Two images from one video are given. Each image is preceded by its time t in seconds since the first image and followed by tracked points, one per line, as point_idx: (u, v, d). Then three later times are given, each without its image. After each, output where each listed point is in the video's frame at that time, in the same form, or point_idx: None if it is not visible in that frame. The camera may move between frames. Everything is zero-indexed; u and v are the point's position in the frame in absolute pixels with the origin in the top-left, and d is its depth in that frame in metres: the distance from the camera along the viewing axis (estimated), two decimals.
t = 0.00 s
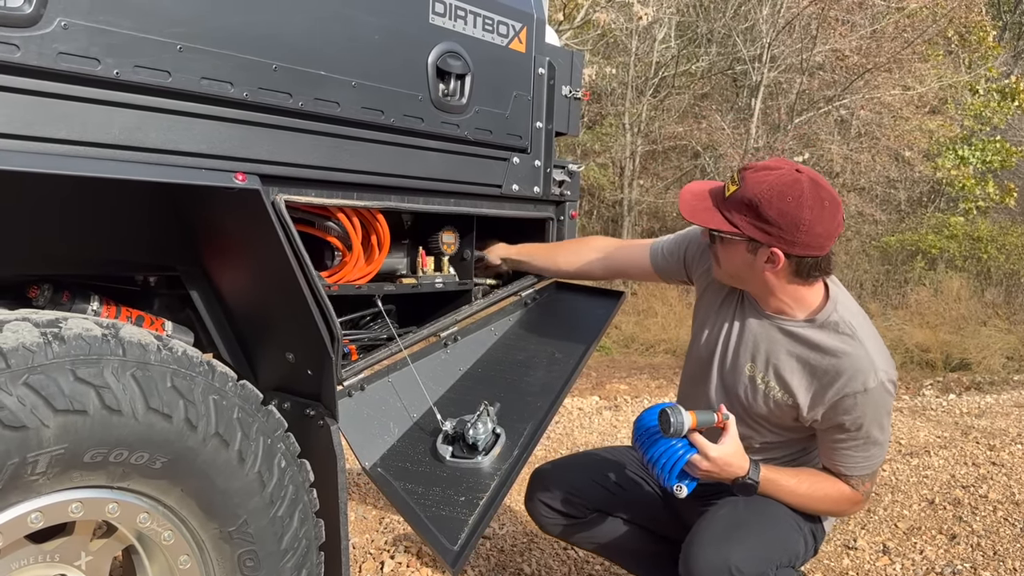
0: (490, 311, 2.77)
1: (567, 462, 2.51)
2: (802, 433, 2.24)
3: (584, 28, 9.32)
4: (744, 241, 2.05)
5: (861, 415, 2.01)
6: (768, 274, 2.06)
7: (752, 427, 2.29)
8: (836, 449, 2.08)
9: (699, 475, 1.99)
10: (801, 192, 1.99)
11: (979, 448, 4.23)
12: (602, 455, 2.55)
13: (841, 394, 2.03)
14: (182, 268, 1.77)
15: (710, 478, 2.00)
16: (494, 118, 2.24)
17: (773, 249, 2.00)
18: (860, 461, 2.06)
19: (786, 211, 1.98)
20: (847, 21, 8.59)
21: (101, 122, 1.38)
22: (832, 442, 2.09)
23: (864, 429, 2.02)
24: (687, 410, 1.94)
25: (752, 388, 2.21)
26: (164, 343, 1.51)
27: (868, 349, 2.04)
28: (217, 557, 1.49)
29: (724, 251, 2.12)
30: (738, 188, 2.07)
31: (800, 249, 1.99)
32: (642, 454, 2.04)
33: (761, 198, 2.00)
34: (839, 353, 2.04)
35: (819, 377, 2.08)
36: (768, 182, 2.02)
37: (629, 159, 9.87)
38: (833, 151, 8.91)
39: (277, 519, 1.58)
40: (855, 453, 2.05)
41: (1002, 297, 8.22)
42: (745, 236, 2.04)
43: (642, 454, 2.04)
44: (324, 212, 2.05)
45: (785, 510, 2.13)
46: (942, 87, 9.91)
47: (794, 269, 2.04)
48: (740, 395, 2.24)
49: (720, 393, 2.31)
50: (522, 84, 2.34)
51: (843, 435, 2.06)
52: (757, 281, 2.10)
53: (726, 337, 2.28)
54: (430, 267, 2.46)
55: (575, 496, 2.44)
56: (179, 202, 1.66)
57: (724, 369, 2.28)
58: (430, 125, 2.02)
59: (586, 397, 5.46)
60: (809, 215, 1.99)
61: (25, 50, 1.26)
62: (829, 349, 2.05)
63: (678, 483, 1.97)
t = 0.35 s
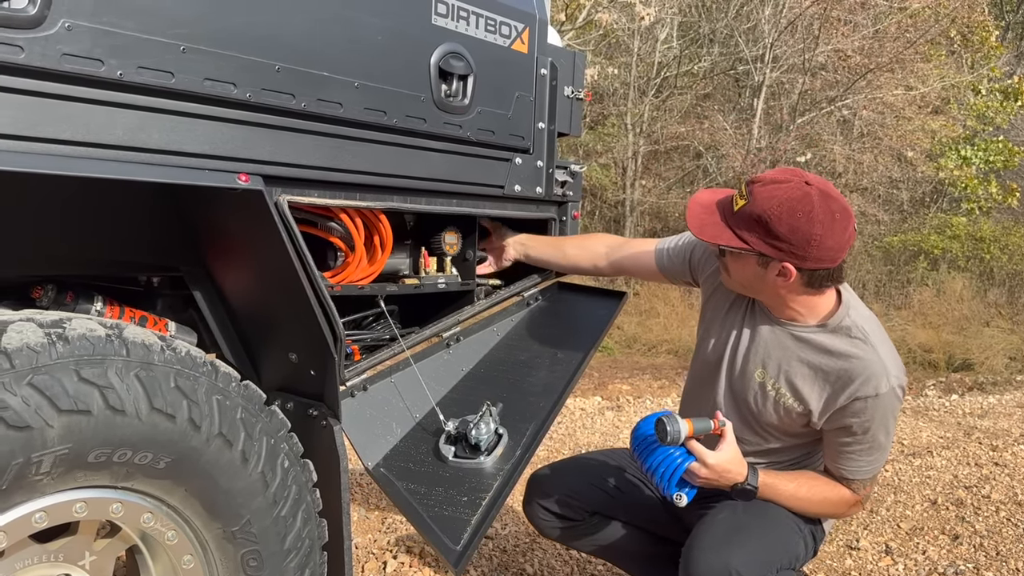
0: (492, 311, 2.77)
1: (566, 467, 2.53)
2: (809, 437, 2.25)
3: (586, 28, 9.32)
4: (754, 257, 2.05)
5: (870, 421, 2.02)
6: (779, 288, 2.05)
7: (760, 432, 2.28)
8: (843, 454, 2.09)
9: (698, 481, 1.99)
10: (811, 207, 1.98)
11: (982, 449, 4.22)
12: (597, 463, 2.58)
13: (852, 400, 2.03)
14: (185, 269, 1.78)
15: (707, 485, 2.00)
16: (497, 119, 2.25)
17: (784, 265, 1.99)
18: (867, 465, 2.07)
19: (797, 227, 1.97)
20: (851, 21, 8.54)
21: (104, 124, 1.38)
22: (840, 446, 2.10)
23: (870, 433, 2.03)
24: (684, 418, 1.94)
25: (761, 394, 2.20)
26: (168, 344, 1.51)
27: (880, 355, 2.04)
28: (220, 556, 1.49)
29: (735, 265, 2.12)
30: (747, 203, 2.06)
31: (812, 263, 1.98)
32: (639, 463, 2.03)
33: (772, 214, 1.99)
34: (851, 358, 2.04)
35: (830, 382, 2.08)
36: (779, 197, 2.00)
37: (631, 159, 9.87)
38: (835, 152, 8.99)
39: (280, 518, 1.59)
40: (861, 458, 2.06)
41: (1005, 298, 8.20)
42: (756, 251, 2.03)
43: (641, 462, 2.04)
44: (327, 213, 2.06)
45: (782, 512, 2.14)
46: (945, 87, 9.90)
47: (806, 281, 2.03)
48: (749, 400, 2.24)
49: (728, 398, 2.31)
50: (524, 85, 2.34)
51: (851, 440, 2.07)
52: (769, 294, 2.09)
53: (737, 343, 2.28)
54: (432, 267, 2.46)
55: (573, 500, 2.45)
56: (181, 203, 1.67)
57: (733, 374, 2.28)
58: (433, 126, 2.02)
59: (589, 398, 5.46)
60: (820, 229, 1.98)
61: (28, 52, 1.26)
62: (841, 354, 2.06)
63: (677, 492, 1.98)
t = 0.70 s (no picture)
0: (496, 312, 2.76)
1: (568, 467, 2.55)
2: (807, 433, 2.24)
3: (588, 28, 9.32)
4: (754, 245, 2.05)
5: (865, 417, 2.01)
6: (780, 276, 2.06)
7: (757, 427, 2.28)
8: (839, 450, 2.08)
9: (695, 486, 1.99)
10: (809, 194, 1.99)
11: (985, 449, 4.22)
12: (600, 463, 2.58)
13: (846, 396, 2.02)
14: (190, 269, 1.78)
15: (706, 489, 1.99)
16: (501, 120, 2.25)
17: (784, 253, 2.00)
18: (863, 462, 2.06)
19: (795, 214, 1.98)
20: (853, 20, 8.68)
21: (111, 125, 1.39)
22: (835, 442, 2.09)
23: (866, 431, 2.02)
24: (673, 420, 1.96)
25: (757, 386, 2.20)
26: (173, 344, 1.51)
27: (875, 351, 2.02)
28: (226, 556, 1.50)
29: (735, 255, 2.12)
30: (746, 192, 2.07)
31: (812, 250, 1.98)
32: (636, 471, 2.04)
33: (770, 201, 2.00)
34: (846, 354, 2.03)
35: (825, 378, 2.07)
36: (777, 184, 2.01)
37: (633, 159, 9.87)
38: (838, 151, 9.03)
39: (285, 519, 1.59)
40: (857, 454, 2.05)
41: (1008, 298, 8.19)
42: (756, 240, 2.04)
43: (636, 468, 2.05)
44: (332, 215, 2.06)
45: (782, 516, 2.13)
46: (947, 87, 9.89)
47: (806, 270, 2.03)
48: (748, 395, 2.24)
49: (727, 392, 2.31)
50: (528, 85, 2.34)
51: (847, 437, 2.06)
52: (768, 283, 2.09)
53: (736, 338, 2.29)
54: (436, 268, 2.46)
55: (573, 499, 2.47)
56: (188, 203, 1.68)
57: (732, 370, 2.28)
58: (437, 127, 2.02)
59: (591, 398, 5.46)
60: (818, 216, 1.98)
61: (35, 53, 1.27)
62: (836, 349, 2.04)
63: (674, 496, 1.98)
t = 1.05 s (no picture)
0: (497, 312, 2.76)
1: (570, 470, 2.55)
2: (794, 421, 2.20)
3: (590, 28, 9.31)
4: (744, 215, 2.08)
5: (844, 397, 1.98)
6: (769, 248, 2.07)
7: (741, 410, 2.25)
8: (822, 433, 2.04)
9: (684, 494, 1.99)
10: (797, 161, 2.04)
11: (987, 449, 4.21)
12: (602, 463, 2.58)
13: (824, 374, 2.00)
14: (193, 268, 1.78)
15: (695, 496, 1.99)
16: (502, 119, 2.25)
17: (773, 220, 2.03)
18: (846, 448, 2.01)
19: (783, 180, 2.02)
20: (855, 19, 8.65)
21: (113, 125, 1.39)
22: (818, 425, 2.05)
23: (847, 412, 1.99)
24: (650, 429, 1.99)
25: (741, 363, 2.20)
26: (176, 344, 1.51)
27: (854, 332, 2.01)
28: (228, 556, 1.50)
29: (725, 229, 2.14)
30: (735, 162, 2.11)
31: (800, 218, 2.02)
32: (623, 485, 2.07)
33: (758, 168, 2.04)
34: (825, 333, 2.02)
35: (806, 358, 2.06)
36: (764, 153, 2.07)
37: (635, 158, 9.87)
38: (840, 151, 9.08)
39: (287, 519, 1.59)
40: (841, 438, 2.01)
41: (1010, 298, 8.16)
42: (746, 208, 2.06)
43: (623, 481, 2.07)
44: (333, 214, 2.07)
45: (776, 518, 2.12)
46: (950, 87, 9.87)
47: (795, 240, 2.06)
48: (734, 375, 2.23)
49: (716, 373, 2.30)
50: (530, 85, 2.34)
51: (828, 419, 2.02)
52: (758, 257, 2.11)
53: (727, 318, 2.30)
54: (438, 267, 2.46)
55: (572, 500, 2.47)
56: (191, 203, 1.68)
57: (721, 350, 2.28)
58: (439, 126, 2.02)
59: (593, 398, 5.45)
60: (805, 184, 2.03)
61: (37, 53, 1.27)
62: (815, 327, 2.04)
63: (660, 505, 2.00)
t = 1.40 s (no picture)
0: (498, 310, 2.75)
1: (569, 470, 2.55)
2: (791, 415, 2.19)
3: (592, 27, 9.30)
4: (749, 203, 2.08)
5: (837, 388, 1.98)
6: (774, 236, 2.08)
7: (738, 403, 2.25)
8: (815, 426, 2.04)
9: (679, 500, 1.99)
10: (798, 146, 2.06)
11: (989, 448, 4.20)
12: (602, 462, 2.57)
13: (819, 366, 2.00)
14: (193, 267, 1.78)
15: (691, 501, 1.99)
16: (503, 118, 2.24)
17: (778, 205, 2.04)
18: (839, 440, 2.01)
19: (786, 164, 2.04)
20: (856, 19, 8.64)
21: (113, 123, 1.39)
22: (811, 418, 2.05)
23: (840, 404, 1.98)
24: (640, 436, 2.00)
25: (737, 352, 2.20)
26: (176, 343, 1.51)
27: (849, 324, 2.00)
28: (228, 556, 1.50)
29: (728, 220, 2.14)
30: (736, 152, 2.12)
31: (804, 202, 2.04)
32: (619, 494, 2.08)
33: (761, 155, 2.05)
34: (820, 324, 2.02)
35: (801, 349, 2.06)
36: (766, 140, 2.08)
37: (637, 157, 9.86)
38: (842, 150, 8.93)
39: (287, 518, 1.59)
40: (835, 431, 2.01)
41: (1013, 297, 8.13)
42: (751, 196, 2.07)
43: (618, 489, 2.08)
44: (333, 213, 2.07)
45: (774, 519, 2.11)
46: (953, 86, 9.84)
47: (799, 226, 2.07)
48: (730, 366, 2.23)
49: (715, 364, 2.30)
50: (531, 84, 2.34)
51: (821, 411, 2.02)
52: (762, 246, 2.10)
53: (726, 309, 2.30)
54: (438, 267, 2.46)
55: (573, 502, 2.47)
56: (191, 201, 1.67)
57: (720, 340, 2.29)
58: (440, 125, 2.02)
59: (594, 397, 5.46)
60: (808, 168, 2.05)
61: (37, 51, 1.27)
62: (811, 319, 2.04)
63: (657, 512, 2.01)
